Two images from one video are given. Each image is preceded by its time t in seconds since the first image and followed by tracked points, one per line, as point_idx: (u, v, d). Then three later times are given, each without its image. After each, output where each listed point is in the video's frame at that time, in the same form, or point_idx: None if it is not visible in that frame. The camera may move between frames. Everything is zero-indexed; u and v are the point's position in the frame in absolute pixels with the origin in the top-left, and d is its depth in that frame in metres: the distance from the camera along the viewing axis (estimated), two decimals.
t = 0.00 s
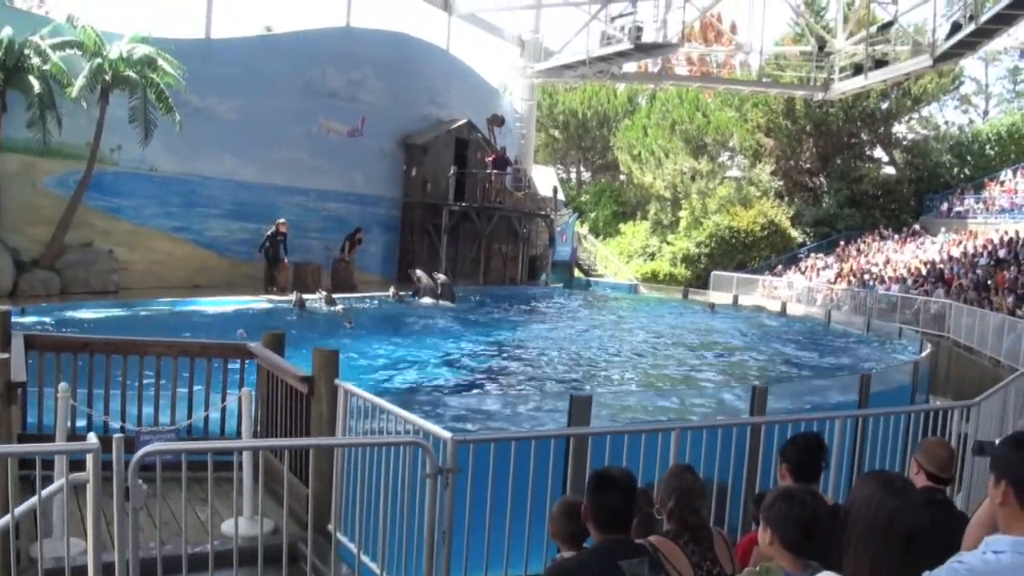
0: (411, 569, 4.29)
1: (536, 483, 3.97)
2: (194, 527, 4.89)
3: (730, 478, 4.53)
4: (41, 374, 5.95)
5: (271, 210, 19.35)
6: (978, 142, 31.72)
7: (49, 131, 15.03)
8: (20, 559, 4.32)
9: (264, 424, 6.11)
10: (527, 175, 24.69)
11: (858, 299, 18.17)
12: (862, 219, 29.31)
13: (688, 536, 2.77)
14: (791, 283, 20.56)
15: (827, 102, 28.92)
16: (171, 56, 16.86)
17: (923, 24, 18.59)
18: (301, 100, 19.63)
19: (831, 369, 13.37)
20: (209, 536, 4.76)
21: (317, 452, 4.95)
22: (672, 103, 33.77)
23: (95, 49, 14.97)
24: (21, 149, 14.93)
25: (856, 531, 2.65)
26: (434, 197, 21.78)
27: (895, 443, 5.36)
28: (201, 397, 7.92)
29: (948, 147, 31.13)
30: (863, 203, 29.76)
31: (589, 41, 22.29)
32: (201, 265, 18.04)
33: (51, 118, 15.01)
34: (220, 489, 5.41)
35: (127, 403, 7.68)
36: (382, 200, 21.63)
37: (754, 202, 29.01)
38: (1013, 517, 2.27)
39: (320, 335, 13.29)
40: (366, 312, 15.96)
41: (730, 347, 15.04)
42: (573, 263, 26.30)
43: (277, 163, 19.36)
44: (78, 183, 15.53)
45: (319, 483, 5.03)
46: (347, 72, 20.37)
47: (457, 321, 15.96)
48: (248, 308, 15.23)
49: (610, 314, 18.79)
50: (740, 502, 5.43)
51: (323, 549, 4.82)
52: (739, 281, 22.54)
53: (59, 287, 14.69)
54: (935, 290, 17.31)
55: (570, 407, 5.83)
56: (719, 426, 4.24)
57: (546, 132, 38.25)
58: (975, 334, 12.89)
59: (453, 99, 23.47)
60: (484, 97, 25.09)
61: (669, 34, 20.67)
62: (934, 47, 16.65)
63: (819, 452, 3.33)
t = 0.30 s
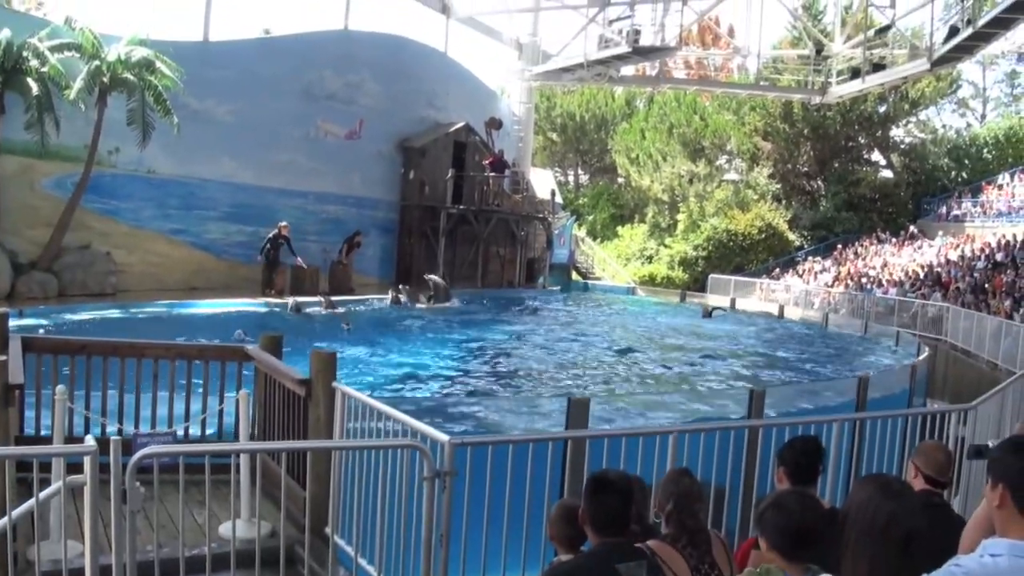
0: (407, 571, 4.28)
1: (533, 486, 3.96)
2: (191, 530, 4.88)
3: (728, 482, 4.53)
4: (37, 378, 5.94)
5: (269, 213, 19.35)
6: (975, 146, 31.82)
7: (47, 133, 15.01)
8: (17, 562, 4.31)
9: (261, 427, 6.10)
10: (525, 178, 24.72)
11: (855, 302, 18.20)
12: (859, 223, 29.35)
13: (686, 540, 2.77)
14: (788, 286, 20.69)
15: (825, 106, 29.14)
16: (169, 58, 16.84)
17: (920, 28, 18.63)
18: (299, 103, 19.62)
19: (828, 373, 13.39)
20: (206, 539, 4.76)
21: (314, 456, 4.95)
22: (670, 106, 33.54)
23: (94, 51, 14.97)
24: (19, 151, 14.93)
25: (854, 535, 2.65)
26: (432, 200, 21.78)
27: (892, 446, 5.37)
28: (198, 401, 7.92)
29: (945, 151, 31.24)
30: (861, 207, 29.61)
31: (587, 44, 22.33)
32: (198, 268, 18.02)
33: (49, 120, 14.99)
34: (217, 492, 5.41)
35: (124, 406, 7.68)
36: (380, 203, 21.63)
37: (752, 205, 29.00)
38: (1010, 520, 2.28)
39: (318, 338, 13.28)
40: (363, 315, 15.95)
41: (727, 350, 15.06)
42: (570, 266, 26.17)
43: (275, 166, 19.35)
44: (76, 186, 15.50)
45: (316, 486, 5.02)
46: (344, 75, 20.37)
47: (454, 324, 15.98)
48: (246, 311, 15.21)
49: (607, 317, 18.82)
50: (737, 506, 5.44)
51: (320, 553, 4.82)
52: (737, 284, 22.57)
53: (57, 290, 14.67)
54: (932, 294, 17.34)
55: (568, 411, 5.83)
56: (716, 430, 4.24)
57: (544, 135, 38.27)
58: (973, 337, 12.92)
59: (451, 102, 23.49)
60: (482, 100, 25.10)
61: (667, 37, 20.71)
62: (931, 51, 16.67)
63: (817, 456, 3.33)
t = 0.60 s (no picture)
0: None
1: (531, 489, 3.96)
2: (189, 533, 4.88)
3: (725, 485, 4.53)
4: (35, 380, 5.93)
5: (267, 215, 19.35)
6: (973, 150, 31.90)
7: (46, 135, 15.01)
8: (15, 565, 4.31)
9: (259, 430, 6.10)
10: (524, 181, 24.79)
11: (853, 306, 18.25)
12: (857, 226, 29.52)
13: (684, 543, 2.78)
14: (787, 289, 20.75)
15: (823, 109, 29.30)
16: (169, 61, 16.85)
17: (919, 32, 18.68)
18: (298, 105, 19.63)
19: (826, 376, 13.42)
20: (204, 542, 4.76)
21: (312, 458, 4.95)
22: (669, 110, 33.20)
23: (93, 53, 14.97)
24: (18, 153, 14.93)
25: (853, 538, 2.65)
26: (430, 202, 21.79)
27: (891, 449, 5.37)
28: (197, 404, 7.92)
29: (944, 154, 31.33)
30: (859, 210, 29.95)
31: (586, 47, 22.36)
32: (196, 270, 18.02)
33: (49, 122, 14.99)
34: (215, 495, 5.40)
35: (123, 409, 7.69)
36: (379, 206, 21.63)
37: (750, 208, 29.00)
38: (1008, 524, 2.28)
39: (316, 340, 13.28)
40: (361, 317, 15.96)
41: (726, 353, 15.09)
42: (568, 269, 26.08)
43: (274, 168, 19.36)
44: (74, 188, 15.50)
45: (314, 489, 5.02)
46: (343, 77, 20.39)
47: (453, 327, 16.01)
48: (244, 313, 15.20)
49: (606, 320, 18.85)
50: (736, 509, 5.44)
51: (319, 556, 4.82)
52: (734, 287, 22.60)
53: (55, 292, 14.65)
54: (930, 297, 17.36)
55: (566, 413, 5.83)
56: (714, 433, 4.25)
57: (542, 138, 38.25)
58: (971, 341, 12.94)
59: (450, 105, 23.52)
60: (480, 103, 25.12)
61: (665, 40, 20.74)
62: (930, 55, 16.70)
63: (816, 458, 3.33)
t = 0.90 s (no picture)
0: None
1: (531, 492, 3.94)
2: (190, 538, 4.88)
3: (725, 486, 4.52)
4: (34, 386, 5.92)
5: (266, 219, 19.35)
6: (972, 150, 31.96)
7: (44, 142, 15.00)
8: (15, 571, 4.30)
9: (259, 434, 6.09)
10: (523, 184, 24.86)
11: (852, 306, 18.29)
12: (856, 226, 29.74)
13: (687, 546, 2.78)
14: (786, 291, 20.78)
15: (820, 110, 29.31)
16: (166, 66, 16.84)
17: (916, 33, 18.71)
18: (295, 109, 19.64)
19: (826, 376, 13.44)
20: (205, 547, 4.75)
21: (312, 463, 4.95)
22: (666, 111, 33.56)
23: (90, 58, 14.97)
24: (16, 159, 14.95)
25: (854, 539, 2.65)
26: (429, 206, 21.80)
27: (891, 449, 5.38)
28: (196, 408, 7.93)
29: (942, 154, 31.40)
30: (858, 210, 30.13)
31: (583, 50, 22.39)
32: (195, 275, 18.02)
33: (47, 128, 14.99)
34: (216, 499, 5.40)
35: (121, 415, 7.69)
36: (377, 210, 21.64)
37: (749, 209, 29.06)
38: (1009, 523, 2.29)
39: (316, 345, 13.27)
40: (361, 321, 15.97)
41: (725, 354, 15.11)
42: (567, 272, 26.35)
43: (272, 173, 19.36)
44: (73, 194, 15.49)
45: (315, 493, 5.02)
46: (340, 81, 20.41)
47: (453, 330, 16.03)
48: (243, 318, 15.19)
49: (606, 322, 18.88)
50: (736, 510, 5.44)
51: (319, 561, 4.82)
52: (734, 288, 22.66)
53: (54, 298, 14.64)
54: (930, 297, 17.38)
55: (566, 416, 5.82)
56: (714, 435, 4.25)
57: (541, 141, 38.26)
58: (970, 341, 12.94)
59: (447, 108, 23.55)
60: (478, 106, 25.14)
61: (662, 43, 20.76)
62: (926, 55, 16.70)
63: (815, 459, 3.33)
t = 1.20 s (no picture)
0: None
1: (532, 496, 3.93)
2: (190, 542, 4.88)
3: (724, 489, 4.51)
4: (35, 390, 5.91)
5: (265, 223, 19.36)
6: (971, 152, 31.99)
7: (44, 146, 15.01)
8: None
9: (259, 439, 6.09)
10: (522, 187, 24.91)
11: (852, 309, 18.31)
12: (855, 228, 29.85)
13: (691, 550, 2.77)
14: (786, 293, 20.79)
15: (819, 112, 29.21)
16: (165, 70, 16.84)
17: (915, 35, 18.73)
18: (295, 114, 19.65)
19: (826, 379, 13.44)
20: (205, 551, 4.74)
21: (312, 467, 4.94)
22: (666, 115, 33.70)
23: (89, 63, 14.98)
24: (16, 163, 14.96)
25: (854, 542, 2.65)
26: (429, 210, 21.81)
27: (891, 452, 5.38)
28: (197, 413, 7.94)
29: (941, 157, 31.47)
30: (857, 213, 30.19)
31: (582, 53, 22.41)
32: (195, 279, 18.02)
33: (46, 133, 14.99)
34: (216, 503, 5.39)
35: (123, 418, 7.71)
36: (377, 213, 21.64)
37: (748, 212, 29.09)
38: (1010, 526, 2.28)
39: (316, 348, 13.27)
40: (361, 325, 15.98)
41: (725, 357, 15.11)
42: (567, 275, 26.15)
43: (271, 177, 19.37)
44: (72, 199, 15.49)
45: (314, 497, 5.01)
46: (340, 85, 20.42)
47: (453, 333, 16.04)
48: (243, 322, 15.18)
49: (606, 325, 18.88)
50: (736, 514, 5.44)
51: (320, 565, 4.82)
52: (734, 291, 22.69)
53: (54, 302, 14.63)
54: (930, 299, 17.39)
55: (566, 420, 5.82)
56: (714, 438, 4.26)
57: (540, 144, 38.21)
58: (970, 343, 12.94)
59: (447, 112, 23.59)
60: (478, 110, 25.17)
61: (661, 46, 20.78)
62: (925, 58, 16.67)
63: (816, 462, 3.33)
